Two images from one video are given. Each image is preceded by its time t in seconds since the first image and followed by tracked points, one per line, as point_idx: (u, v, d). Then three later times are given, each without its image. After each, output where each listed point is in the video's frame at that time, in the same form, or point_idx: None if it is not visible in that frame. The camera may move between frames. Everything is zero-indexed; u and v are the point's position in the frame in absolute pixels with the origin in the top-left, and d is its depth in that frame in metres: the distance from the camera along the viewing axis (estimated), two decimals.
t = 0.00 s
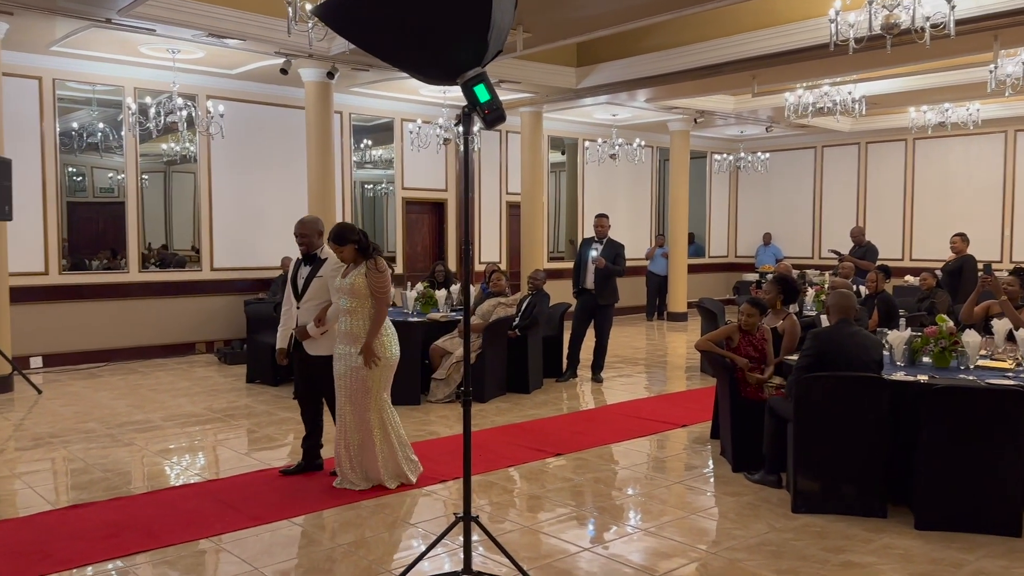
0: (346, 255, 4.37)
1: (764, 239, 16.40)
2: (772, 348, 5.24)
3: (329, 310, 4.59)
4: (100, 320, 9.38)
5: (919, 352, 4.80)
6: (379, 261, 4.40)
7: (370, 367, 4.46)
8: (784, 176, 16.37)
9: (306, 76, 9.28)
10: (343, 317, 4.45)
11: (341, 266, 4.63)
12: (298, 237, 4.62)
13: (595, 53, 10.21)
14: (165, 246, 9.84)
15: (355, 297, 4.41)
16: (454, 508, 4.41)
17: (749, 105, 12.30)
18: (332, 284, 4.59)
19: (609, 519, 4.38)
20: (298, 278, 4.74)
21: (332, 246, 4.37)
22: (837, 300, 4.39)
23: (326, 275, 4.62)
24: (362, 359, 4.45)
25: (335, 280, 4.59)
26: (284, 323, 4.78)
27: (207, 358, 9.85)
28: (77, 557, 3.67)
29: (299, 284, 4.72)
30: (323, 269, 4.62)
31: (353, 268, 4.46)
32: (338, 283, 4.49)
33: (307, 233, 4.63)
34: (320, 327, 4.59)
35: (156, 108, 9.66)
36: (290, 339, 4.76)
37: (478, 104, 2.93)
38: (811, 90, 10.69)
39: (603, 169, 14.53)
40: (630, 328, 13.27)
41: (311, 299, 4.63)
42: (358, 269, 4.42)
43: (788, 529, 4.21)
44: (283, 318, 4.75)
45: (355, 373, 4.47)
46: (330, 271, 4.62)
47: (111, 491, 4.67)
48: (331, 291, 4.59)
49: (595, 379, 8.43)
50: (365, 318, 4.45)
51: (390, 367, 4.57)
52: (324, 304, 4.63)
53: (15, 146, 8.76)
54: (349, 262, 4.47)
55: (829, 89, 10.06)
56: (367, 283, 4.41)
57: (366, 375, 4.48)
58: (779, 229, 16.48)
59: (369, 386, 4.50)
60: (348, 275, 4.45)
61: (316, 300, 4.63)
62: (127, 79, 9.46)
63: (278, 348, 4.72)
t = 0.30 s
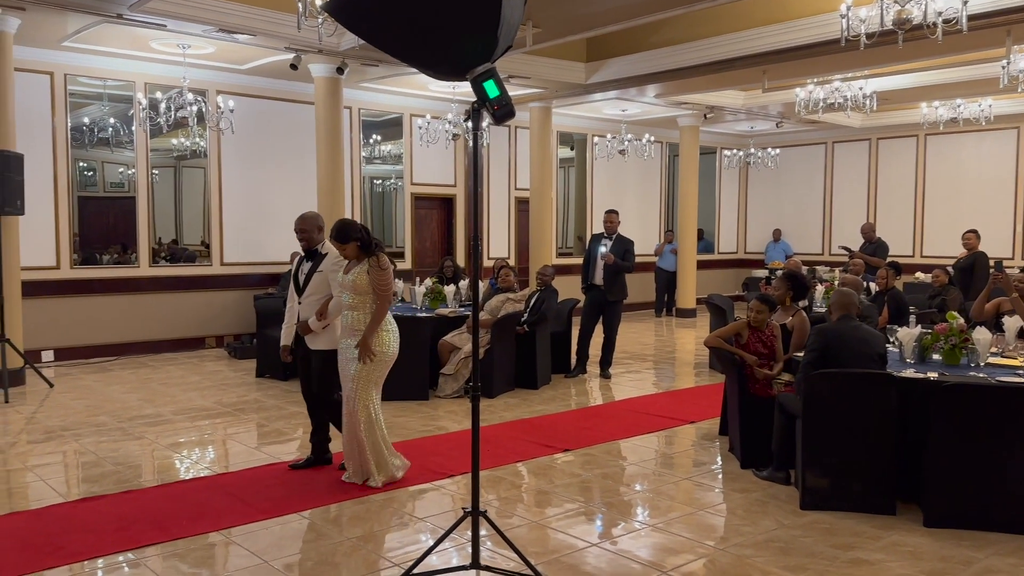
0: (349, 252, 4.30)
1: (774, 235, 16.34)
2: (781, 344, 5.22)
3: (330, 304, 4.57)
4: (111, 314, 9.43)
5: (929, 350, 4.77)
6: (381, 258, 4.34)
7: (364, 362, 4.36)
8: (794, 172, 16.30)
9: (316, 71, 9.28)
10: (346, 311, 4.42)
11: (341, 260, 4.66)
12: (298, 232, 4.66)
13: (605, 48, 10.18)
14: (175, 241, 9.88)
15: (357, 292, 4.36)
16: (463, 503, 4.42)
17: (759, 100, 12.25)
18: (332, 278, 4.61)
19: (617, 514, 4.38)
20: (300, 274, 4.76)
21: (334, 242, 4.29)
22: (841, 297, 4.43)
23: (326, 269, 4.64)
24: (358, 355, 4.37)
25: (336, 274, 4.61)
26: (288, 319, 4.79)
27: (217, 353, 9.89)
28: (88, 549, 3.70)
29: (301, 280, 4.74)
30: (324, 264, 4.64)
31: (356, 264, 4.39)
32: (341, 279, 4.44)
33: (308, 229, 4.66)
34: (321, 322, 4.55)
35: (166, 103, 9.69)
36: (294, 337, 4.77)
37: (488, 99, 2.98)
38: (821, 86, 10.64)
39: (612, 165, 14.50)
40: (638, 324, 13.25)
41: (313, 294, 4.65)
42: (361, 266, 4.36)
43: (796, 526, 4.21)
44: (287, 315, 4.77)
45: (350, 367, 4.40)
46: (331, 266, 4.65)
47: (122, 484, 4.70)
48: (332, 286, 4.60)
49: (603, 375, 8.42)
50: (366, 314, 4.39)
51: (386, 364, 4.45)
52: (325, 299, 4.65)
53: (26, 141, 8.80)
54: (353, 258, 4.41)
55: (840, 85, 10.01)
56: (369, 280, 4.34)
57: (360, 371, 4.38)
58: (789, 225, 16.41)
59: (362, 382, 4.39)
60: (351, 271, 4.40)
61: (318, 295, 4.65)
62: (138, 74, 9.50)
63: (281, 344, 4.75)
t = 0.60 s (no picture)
0: (356, 249, 4.30)
1: (786, 231, 16.27)
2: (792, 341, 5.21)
3: (335, 299, 4.55)
4: (124, 309, 9.49)
5: (941, 347, 4.72)
6: (388, 254, 4.30)
7: (370, 357, 4.34)
8: (807, 168, 16.21)
9: (327, 67, 9.30)
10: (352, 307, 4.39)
11: (346, 257, 4.64)
12: (306, 227, 4.64)
13: (616, 43, 10.15)
14: (188, 236, 9.93)
15: (363, 288, 4.33)
16: (472, 499, 4.43)
17: (771, 95, 12.18)
18: (338, 274, 4.59)
19: (626, 511, 4.38)
20: (307, 269, 4.76)
21: (341, 238, 4.28)
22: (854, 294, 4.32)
23: (333, 265, 4.63)
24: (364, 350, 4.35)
25: (341, 270, 4.59)
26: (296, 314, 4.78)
27: (228, 348, 9.94)
28: (101, 542, 3.73)
29: (307, 275, 4.74)
30: (330, 260, 4.64)
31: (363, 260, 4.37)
32: (348, 274, 4.42)
33: (315, 224, 4.64)
34: (326, 317, 4.54)
35: (178, 99, 9.73)
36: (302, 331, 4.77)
37: (498, 95, 2.99)
38: (834, 81, 10.57)
39: (623, 161, 14.46)
40: (648, 320, 13.23)
41: (319, 289, 4.65)
42: (367, 262, 4.33)
43: (807, 523, 4.20)
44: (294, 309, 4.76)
45: (357, 362, 4.39)
46: (337, 261, 4.63)
47: (135, 478, 4.73)
48: (338, 281, 4.58)
49: (613, 371, 8.41)
50: (373, 310, 4.36)
51: (391, 359, 4.42)
52: (331, 294, 4.64)
53: (39, 137, 8.86)
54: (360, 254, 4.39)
55: (853, 80, 9.94)
56: (376, 277, 4.31)
57: (366, 366, 4.37)
58: (801, 221, 16.33)
59: (367, 378, 4.37)
60: (357, 267, 4.37)
61: (324, 290, 4.64)
62: (150, 70, 9.53)
63: (290, 340, 4.74)
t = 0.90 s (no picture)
0: (361, 245, 4.28)
1: (798, 228, 16.19)
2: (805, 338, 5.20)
3: (341, 297, 4.55)
4: (137, 305, 9.55)
5: (954, 345, 4.68)
6: (394, 252, 4.28)
7: (376, 356, 4.34)
8: (820, 165, 16.12)
9: (338, 64, 9.31)
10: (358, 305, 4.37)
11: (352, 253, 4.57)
12: (312, 224, 4.66)
13: (628, 39, 10.12)
14: (200, 232, 9.98)
15: (368, 285, 4.31)
16: (483, 495, 4.44)
17: (783, 91, 12.12)
18: (343, 271, 4.56)
19: (637, 508, 4.37)
20: (313, 266, 4.76)
21: (346, 236, 4.27)
22: (865, 293, 4.25)
23: (337, 262, 4.57)
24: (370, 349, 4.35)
25: (346, 268, 4.56)
26: (303, 312, 4.78)
27: (241, 344, 9.98)
28: (114, 537, 3.77)
29: (313, 273, 4.74)
30: (334, 257, 4.59)
31: (367, 258, 4.36)
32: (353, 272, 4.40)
33: (322, 221, 4.67)
34: (332, 315, 4.55)
35: (191, 97, 9.77)
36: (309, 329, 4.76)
37: (509, 93, 2.98)
38: (847, 77, 10.50)
39: (634, 157, 14.43)
40: (659, 317, 13.20)
41: (325, 286, 4.64)
42: (373, 259, 4.31)
43: (818, 521, 4.18)
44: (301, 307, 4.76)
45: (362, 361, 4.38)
46: (342, 259, 4.57)
47: (148, 473, 4.77)
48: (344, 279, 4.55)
49: (624, 368, 8.39)
50: (379, 308, 4.35)
51: (398, 357, 4.42)
52: (336, 292, 4.62)
53: (54, 134, 8.92)
54: (364, 251, 4.38)
55: (866, 75, 9.88)
56: (381, 274, 4.29)
57: (371, 365, 4.36)
58: (813, 218, 16.26)
59: (373, 378, 4.37)
60: (361, 264, 4.36)
61: (330, 288, 4.64)
62: (163, 68, 9.58)
63: (299, 337, 4.74)
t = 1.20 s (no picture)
0: (365, 244, 4.27)
1: (811, 225, 16.11)
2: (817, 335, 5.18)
3: (342, 297, 4.55)
4: (151, 302, 9.61)
5: (968, 342, 4.65)
6: (397, 252, 4.27)
7: (376, 357, 4.34)
8: (832, 162, 16.04)
9: (350, 62, 9.32)
10: (360, 304, 4.37)
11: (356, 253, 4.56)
12: (319, 221, 4.65)
13: (639, 36, 10.09)
14: (213, 230, 10.02)
15: (370, 284, 4.30)
16: (494, 492, 4.44)
17: (796, 88, 12.06)
18: (345, 270, 4.55)
19: (648, 505, 4.37)
20: (318, 263, 4.75)
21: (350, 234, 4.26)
22: (878, 293, 4.20)
23: (340, 261, 4.57)
24: (370, 349, 4.35)
25: (349, 267, 4.55)
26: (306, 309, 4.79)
27: (253, 340, 10.03)
28: (128, 532, 3.80)
29: (317, 270, 4.72)
30: (338, 256, 4.58)
31: (371, 257, 4.34)
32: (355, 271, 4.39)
33: (328, 218, 4.64)
34: (333, 314, 4.56)
35: (203, 94, 9.81)
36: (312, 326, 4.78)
37: (520, 90, 2.98)
38: (861, 73, 10.44)
39: (645, 154, 14.40)
40: (670, 314, 13.17)
41: (328, 285, 4.63)
42: (376, 258, 4.30)
43: (830, 519, 4.16)
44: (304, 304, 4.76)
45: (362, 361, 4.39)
46: (345, 258, 4.56)
47: (161, 468, 4.80)
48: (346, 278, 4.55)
49: (636, 365, 8.38)
50: (380, 308, 4.34)
51: (398, 358, 4.42)
52: (339, 291, 4.62)
53: (68, 132, 8.98)
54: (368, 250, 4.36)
55: (880, 72, 9.82)
56: (383, 273, 4.28)
57: (372, 365, 4.37)
58: (826, 215, 16.18)
59: (374, 378, 4.38)
60: (364, 263, 4.35)
61: (332, 287, 4.63)
62: (176, 66, 9.62)
63: (303, 333, 4.77)
